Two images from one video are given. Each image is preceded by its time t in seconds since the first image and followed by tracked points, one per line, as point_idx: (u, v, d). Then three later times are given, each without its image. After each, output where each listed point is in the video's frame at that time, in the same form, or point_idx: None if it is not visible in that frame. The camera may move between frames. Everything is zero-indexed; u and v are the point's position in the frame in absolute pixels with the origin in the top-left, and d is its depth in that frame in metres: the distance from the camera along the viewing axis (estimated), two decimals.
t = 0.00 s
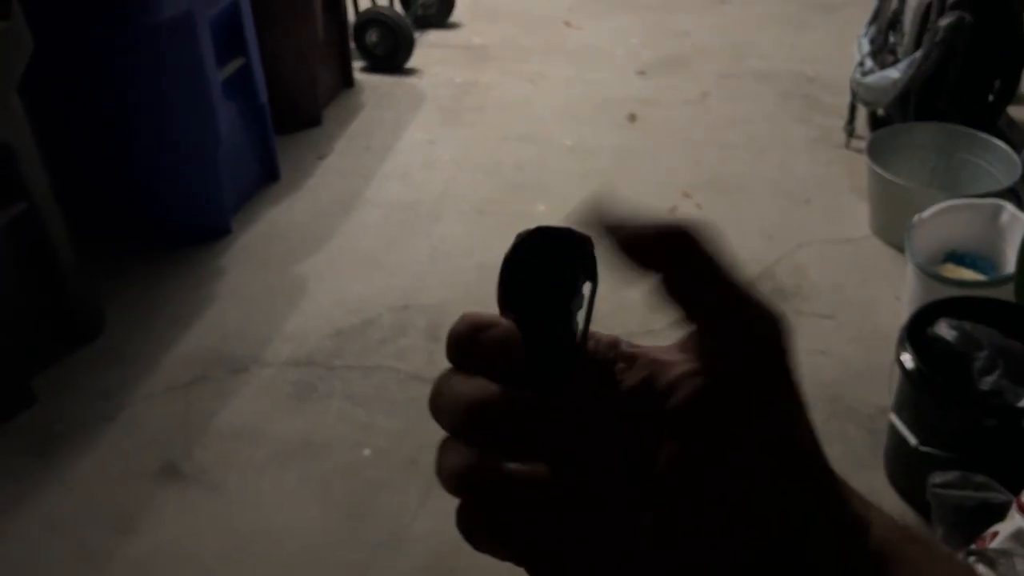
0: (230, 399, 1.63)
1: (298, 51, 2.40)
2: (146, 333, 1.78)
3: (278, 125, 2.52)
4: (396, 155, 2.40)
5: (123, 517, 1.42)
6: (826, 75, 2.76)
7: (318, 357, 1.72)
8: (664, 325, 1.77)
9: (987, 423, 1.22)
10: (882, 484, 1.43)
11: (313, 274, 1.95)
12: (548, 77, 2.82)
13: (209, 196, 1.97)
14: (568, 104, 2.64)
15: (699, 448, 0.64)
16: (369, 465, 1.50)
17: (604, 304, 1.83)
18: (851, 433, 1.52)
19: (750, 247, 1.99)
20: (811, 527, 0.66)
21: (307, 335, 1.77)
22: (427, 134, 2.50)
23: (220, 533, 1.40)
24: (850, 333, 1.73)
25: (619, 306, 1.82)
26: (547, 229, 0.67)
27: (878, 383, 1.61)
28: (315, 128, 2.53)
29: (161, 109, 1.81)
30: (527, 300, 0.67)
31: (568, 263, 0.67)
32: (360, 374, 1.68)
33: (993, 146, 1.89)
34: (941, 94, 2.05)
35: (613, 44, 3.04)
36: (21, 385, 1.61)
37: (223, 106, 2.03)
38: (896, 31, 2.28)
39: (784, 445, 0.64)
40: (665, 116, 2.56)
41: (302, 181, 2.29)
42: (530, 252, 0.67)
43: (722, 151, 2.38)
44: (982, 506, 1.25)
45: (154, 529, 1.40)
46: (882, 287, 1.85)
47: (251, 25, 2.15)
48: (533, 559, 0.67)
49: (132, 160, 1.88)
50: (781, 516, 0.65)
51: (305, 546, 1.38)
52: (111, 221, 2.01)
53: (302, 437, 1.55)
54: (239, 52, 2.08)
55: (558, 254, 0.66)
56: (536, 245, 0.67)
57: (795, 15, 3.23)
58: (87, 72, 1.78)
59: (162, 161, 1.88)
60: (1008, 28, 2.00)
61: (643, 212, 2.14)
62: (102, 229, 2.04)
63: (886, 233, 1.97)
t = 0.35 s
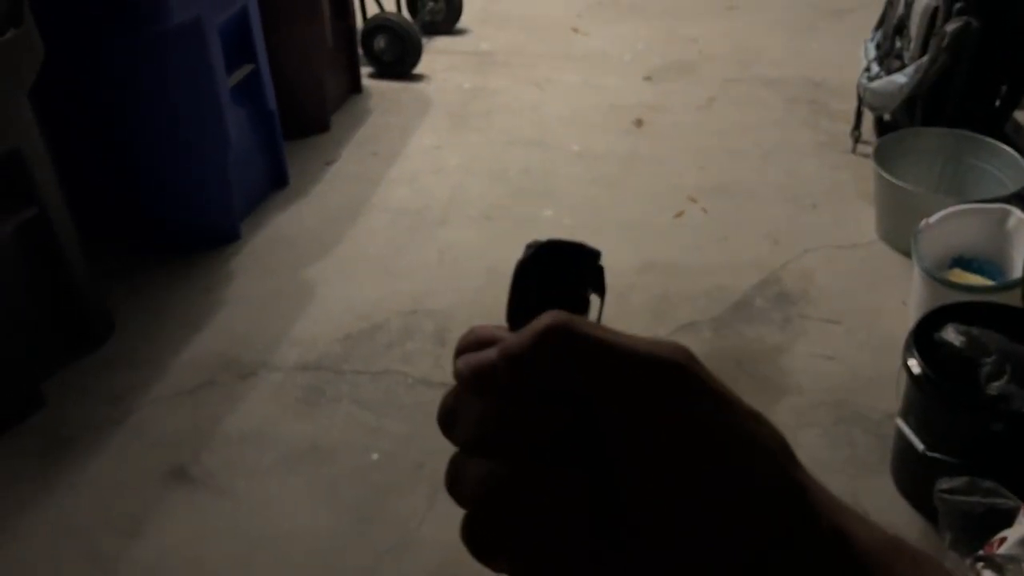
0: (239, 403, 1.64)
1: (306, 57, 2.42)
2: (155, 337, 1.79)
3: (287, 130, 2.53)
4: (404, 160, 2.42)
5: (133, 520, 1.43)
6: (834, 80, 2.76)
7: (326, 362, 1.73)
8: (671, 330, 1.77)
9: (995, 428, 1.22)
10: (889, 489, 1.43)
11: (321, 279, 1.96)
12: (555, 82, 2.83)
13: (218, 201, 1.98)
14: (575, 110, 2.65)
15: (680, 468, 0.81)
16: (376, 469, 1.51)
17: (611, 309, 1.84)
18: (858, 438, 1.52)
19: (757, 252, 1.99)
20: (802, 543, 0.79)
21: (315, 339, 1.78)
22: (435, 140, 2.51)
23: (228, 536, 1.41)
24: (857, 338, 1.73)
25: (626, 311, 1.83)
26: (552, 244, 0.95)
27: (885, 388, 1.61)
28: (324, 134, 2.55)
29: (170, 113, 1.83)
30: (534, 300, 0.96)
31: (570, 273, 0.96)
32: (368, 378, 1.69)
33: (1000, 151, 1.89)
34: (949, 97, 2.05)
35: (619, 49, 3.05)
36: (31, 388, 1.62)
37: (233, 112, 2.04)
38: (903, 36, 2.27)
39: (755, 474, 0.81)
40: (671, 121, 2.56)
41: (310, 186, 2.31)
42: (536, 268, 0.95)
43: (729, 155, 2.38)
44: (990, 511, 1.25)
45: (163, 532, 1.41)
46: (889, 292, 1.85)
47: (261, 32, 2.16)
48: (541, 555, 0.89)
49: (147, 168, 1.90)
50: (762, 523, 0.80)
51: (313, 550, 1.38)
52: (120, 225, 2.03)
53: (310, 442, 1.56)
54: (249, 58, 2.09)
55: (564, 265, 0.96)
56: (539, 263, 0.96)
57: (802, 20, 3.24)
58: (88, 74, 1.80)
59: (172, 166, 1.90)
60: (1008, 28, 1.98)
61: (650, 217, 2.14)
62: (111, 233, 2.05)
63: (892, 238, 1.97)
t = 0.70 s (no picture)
0: (246, 406, 1.65)
1: (313, 63, 2.43)
2: (164, 340, 1.80)
3: (294, 135, 2.54)
4: (410, 165, 2.43)
5: (142, 523, 1.44)
6: (839, 84, 2.77)
7: (333, 365, 1.74)
8: (677, 334, 1.78)
9: (1002, 432, 1.22)
10: (895, 493, 1.44)
11: (327, 282, 1.97)
12: (561, 87, 2.84)
13: (226, 206, 2.00)
14: (580, 114, 2.66)
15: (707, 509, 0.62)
16: (383, 472, 1.52)
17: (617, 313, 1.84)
18: (864, 441, 1.52)
19: (762, 256, 2.00)
20: (805, 546, 0.64)
21: (322, 343, 1.79)
22: (441, 144, 2.52)
23: (236, 540, 1.41)
24: (863, 342, 1.73)
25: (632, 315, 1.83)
26: (582, 263, 0.63)
27: (891, 392, 1.62)
28: (331, 139, 2.56)
29: (177, 119, 1.84)
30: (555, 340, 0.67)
31: (598, 293, 0.64)
32: (375, 382, 1.70)
33: (1007, 155, 1.89)
34: (954, 101, 2.05)
35: (625, 54, 3.06)
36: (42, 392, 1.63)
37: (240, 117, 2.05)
38: (907, 40, 2.28)
39: (785, 497, 0.63)
40: (676, 125, 2.57)
41: (317, 190, 2.32)
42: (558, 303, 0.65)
43: (734, 159, 2.38)
44: (997, 515, 1.24)
45: (172, 535, 1.42)
46: (894, 295, 1.85)
47: (268, 37, 2.17)
48: None
49: (155, 173, 1.91)
50: (789, 549, 0.63)
51: (320, 553, 1.39)
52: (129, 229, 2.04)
53: (317, 445, 1.57)
54: (256, 64, 2.10)
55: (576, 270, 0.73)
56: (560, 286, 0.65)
57: (808, 24, 3.24)
58: (92, 77, 1.81)
59: (180, 171, 1.91)
60: (1010, 32, 1.98)
61: (656, 221, 2.15)
62: (120, 238, 2.07)
63: (898, 241, 1.97)
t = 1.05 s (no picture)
0: (248, 408, 1.65)
1: (314, 66, 2.44)
2: (166, 343, 1.81)
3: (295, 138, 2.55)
4: (411, 167, 2.43)
5: (144, 524, 1.45)
6: (840, 86, 2.77)
7: (334, 367, 1.74)
8: (678, 335, 1.78)
9: (1002, 433, 1.22)
10: (895, 494, 1.44)
11: (329, 285, 1.97)
12: (562, 89, 2.84)
13: (227, 209, 2.01)
14: (582, 116, 2.66)
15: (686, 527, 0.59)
16: (384, 474, 1.52)
17: (617, 314, 1.85)
18: (864, 443, 1.53)
19: (763, 257, 2.00)
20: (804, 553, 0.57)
21: (324, 345, 1.80)
22: (443, 147, 2.53)
23: (237, 541, 1.42)
24: (863, 343, 1.73)
25: (632, 316, 1.84)
26: (558, 284, 0.67)
27: (892, 393, 1.62)
28: (333, 142, 2.57)
29: (178, 121, 1.84)
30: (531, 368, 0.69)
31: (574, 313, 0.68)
32: (376, 383, 1.70)
33: (1007, 156, 1.89)
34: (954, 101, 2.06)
35: (626, 56, 3.06)
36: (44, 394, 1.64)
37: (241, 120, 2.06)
38: (907, 41, 2.28)
39: (779, 506, 0.57)
40: (677, 127, 2.57)
41: (318, 193, 2.32)
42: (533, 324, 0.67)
43: (734, 161, 2.39)
44: (996, 516, 1.24)
45: (174, 537, 1.43)
46: (895, 296, 1.85)
47: (269, 40, 2.18)
48: None
49: (156, 175, 1.92)
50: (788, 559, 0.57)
51: (321, 554, 1.39)
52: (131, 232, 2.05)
53: (319, 446, 1.58)
54: (257, 67, 2.11)
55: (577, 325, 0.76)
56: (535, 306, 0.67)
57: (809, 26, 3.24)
58: (94, 79, 1.82)
59: (181, 173, 1.92)
60: (1009, 32, 1.96)
61: (657, 222, 2.15)
62: (123, 241, 2.08)
63: (899, 242, 1.97)
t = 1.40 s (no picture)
0: (243, 407, 1.66)
1: (310, 66, 2.44)
2: (162, 343, 1.81)
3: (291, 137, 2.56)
4: (406, 166, 2.44)
5: (140, 524, 1.45)
6: (835, 83, 2.77)
7: (329, 366, 1.75)
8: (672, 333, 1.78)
9: (993, 429, 1.21)
10: (889, 490, 1.44)
11: (324, 284, 1.98)
12: (558, 88, 2.84)
13: (223, 207, 2.01)
14: (577, 115, 2.67)
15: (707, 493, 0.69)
16: (379, 472, 1.53)
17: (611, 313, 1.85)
18: (857, 439, 1.53)
19: (757, 255, 2.00)
20: (803, 554, 0.69)
21: (319, 344, 1.80)
22: (439, 146, 2.53)
23: (232, 540, 1.42)
24: (856, 340, 1.73)
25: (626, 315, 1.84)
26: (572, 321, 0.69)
27: (886, 389, 1.62)
28: (329, 141, 2.57)
29: (174, 120, 1.85)
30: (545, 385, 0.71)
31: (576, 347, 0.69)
32: (371, 382, 1.71)
33: (1001, 152, 1.89)
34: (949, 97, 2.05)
35: (621, 55, 3.07)
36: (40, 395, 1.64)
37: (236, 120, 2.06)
38: (901, 38, 2.28)
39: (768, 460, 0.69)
40: (672, 125, 2.58)
41: (313, 192, 2.33)
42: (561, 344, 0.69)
43: (729, 159, 2.39)
44: (987, 512, 1.25)
45: (169, 537, 1.43)
46: (888, 293, 1.85)
47: (263, 40, 2.18)
48: None
49: (151, 174, 1.92)
50: (786, 556, 0.69)
51: (316, 553, 1.40)
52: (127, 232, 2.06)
53: (313, 445, 1.58)
54: (251, 66, 2.11)
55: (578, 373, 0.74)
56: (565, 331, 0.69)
57: (804, 24, 3.25)
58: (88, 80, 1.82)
59: (177, 173, 1.92)
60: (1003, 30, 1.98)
61: (652, 221, 2.15)
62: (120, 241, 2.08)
63: (893, 239, 1.97)
